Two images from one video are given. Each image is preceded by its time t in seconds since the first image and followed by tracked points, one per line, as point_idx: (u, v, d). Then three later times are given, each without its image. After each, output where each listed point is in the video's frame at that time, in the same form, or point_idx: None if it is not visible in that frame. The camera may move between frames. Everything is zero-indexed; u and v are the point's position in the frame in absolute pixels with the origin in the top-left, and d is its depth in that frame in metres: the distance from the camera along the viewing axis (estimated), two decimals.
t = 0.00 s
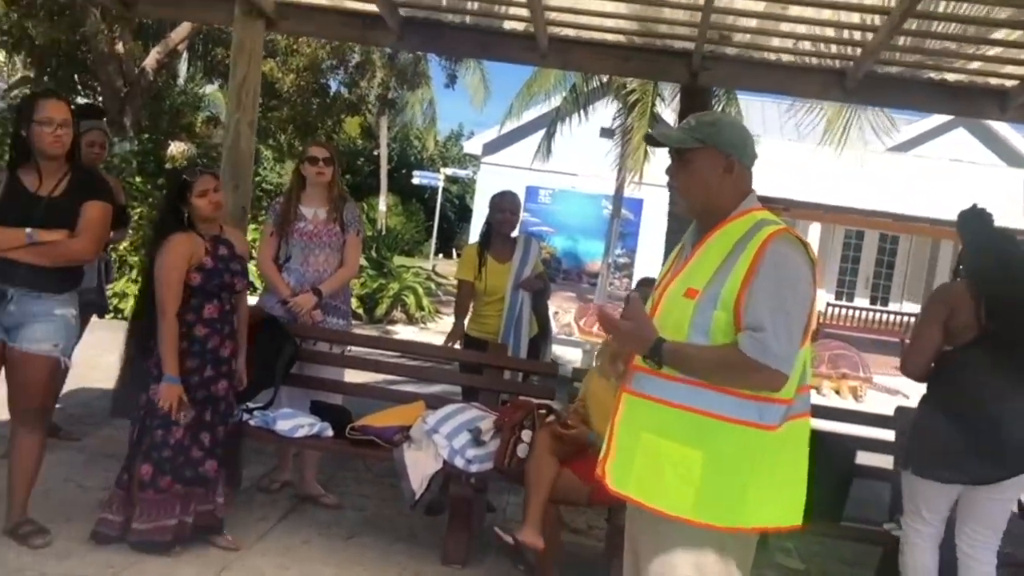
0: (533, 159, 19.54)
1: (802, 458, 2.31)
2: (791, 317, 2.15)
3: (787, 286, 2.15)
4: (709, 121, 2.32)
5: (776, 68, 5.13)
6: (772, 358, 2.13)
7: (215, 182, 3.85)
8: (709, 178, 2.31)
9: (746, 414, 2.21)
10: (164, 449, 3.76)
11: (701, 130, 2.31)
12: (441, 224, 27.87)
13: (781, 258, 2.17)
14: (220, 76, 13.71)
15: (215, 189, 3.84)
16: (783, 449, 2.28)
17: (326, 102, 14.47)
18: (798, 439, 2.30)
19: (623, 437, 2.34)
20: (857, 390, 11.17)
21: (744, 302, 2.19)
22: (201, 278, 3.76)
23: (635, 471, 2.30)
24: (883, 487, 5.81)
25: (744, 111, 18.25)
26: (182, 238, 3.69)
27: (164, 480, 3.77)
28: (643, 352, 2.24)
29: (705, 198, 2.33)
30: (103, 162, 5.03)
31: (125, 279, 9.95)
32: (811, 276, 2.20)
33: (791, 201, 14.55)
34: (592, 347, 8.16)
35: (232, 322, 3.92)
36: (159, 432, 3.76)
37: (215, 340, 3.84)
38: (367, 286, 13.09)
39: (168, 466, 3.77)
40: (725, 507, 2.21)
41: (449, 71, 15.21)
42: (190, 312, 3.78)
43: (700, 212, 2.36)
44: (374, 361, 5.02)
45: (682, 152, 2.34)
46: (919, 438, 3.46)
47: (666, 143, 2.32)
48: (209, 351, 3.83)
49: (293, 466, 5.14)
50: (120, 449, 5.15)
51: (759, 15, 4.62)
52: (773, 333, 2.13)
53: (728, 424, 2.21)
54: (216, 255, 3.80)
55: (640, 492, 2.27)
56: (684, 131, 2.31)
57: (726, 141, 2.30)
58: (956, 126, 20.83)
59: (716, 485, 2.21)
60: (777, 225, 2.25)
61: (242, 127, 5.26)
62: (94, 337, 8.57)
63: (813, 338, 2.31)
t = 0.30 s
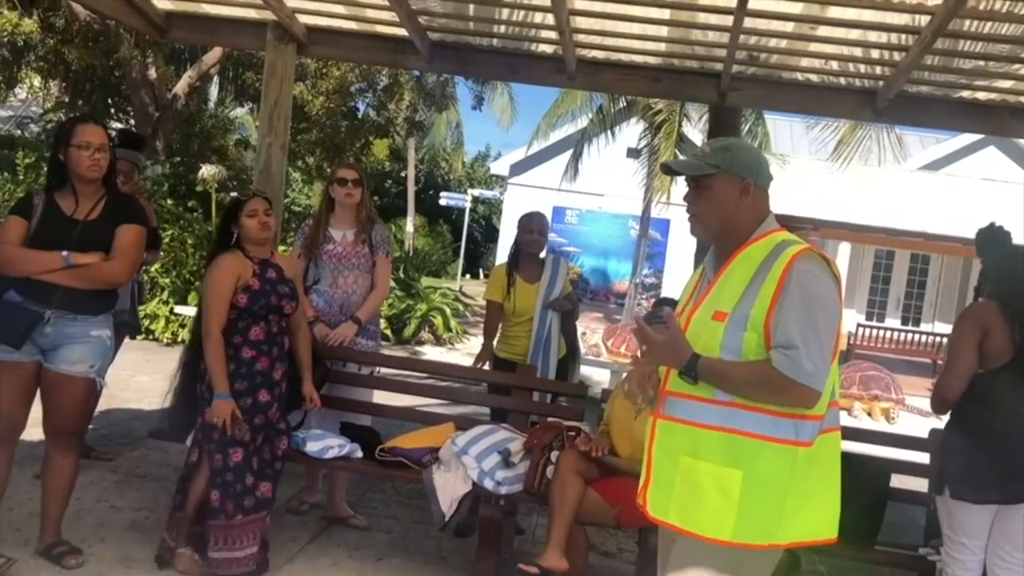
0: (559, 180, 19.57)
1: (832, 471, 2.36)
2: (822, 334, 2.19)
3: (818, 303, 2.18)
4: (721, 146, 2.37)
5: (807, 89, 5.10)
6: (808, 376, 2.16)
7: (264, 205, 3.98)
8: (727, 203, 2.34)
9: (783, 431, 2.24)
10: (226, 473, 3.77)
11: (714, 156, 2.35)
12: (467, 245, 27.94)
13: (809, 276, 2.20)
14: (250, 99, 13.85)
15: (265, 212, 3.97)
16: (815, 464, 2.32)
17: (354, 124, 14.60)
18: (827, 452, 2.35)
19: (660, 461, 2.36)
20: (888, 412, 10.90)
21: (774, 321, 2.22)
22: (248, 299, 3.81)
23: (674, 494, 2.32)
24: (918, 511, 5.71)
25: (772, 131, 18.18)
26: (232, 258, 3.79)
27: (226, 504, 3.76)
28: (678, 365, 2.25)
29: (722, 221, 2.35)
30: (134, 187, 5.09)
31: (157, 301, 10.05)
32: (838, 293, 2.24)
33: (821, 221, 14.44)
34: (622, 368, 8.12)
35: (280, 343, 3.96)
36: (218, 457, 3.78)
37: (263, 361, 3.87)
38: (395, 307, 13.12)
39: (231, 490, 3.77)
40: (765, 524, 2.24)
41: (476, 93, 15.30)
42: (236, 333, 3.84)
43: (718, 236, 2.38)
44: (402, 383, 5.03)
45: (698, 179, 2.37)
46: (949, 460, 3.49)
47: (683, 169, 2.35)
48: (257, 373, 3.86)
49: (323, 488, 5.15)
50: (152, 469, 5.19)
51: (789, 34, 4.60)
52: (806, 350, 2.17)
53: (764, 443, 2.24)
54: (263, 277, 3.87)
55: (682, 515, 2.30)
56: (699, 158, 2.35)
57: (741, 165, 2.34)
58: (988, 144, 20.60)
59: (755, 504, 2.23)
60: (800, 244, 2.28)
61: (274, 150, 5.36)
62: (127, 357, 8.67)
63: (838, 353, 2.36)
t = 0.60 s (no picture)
0: (561, 195, 19.63)
1: (830, 479, 2.34)
2: (813, 343, 2.18)
3: (806, 313, 2.18)
4: (705, 159, 2.37)
5: (807, 102, 5.11)
6: (801, 387, 2.15)
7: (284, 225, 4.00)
8: (711, 216, 2.36)
9: (777, 443, 2.23)
10: (236, 485, 3.80)
11: (699, 167, 2.35)
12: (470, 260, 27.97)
13: (795, 287, 2.19)
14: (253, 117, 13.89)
15: (287, 234, 3.98)
16: (812, 473, 2.30)
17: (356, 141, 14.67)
18: (824, 461, 2.33)
19: (655, 479, 2.36)
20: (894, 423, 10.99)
21: (762, 332, 2.22)
22: (260, 319, 3.86)
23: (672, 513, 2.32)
24: (924, 524, 5.69)
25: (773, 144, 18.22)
26: (245, 277, 3.83)
27: (236, 515, 3.78)
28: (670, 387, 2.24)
29: (708, 233, 2.37)
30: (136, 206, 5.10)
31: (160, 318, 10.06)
32: (825, 300, 2.23)
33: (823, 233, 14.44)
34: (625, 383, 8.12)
35: (291, 361, 4.00)
36: (228, 472, 3.81)
37: (274, 380, 3.91)
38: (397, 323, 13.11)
39: (242, 502, 3.79)
40: (765, 538, 2.23)
41: (478, 108, 15.36)
42: (248, 352, 3.87)
43: (700, 247, 2.40)
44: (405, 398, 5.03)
45: (684, 192, 2.37)
46: (954, 472, 3.48)
47: (667, 182, 2.34)
48: (271, 391, 3.90)
49: (326, 504, 5.15)
50: (156, 487, 5.19)
51: (789, 48, 4.62)
52: (797, 359, 2.15)
53: (758, 456, 2.23)
54: (275, 299, 3.90)
55: (681, 532, 2.29)
56: (684, 170, 2.35)
57: (725, 176, 2.36)
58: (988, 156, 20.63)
59: (754, 518, 2.22)
60: (784, 254, 2.28)
61: (276, 167, 5.39)
62: (131, 374, 8.68)
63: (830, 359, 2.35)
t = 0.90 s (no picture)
0: (550, 201, 19.65)
1: (773, 492, 2.33)
2: (756, 357, 2.17)
3: (750, 327, 2.17)
4: (679, 159, 2.36)
5: (792, 106, 5.12)
6: (739, 401, 2.15)
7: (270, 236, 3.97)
8: (683, 216, 2.36)
9: (716, 455, 2.24)
10: (228, 494, 3.80)
11: (674, 166, 2.35)
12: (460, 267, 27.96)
13: (741, 299, 2.19)
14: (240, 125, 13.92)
15: (275, 245, 3.95)
16: (752, 486, 2.30)
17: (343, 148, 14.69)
18: (767, 473, 2.33)
19: (601, 478, 2.41)
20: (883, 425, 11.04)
21: (706, 341, 2.23)
22: (245, 328, 3.85)
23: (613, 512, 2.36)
24: (913, 526, 5.70)
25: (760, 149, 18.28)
26: (230, 287, 3.82)
27: (229, 526, 3.81)
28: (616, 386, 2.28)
29: (677, 235, 2.38)
30: (122, 217, 5.08)
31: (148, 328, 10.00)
32: (774, 312, 2.22)
33: (811, 237, 14.48)
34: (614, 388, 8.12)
35: (280, 370, 3.99)
36: (220, 482, 3.80)
37: (260, 389, 3.90)
38: (387, 331, 13.05)
39: (232, 513, 3.81)
40: (697, 548, 2.24)
41: (466, 116, 15.36)
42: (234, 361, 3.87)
43: (667, 247, 2.41)
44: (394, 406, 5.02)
45: (656, 190, 2.36)
46: (965, 477, 3.44)
47: (641, 179, 2.33)
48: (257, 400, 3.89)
49: (315, 514, 5.12)
50: (144, 499, 5.15)
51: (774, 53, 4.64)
52: (738, 373, 2.15)
53: (696, 466, 2.24)
54: (261, 308, 3.88)
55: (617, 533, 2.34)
56: (658, 168, 2.34)
57: (698, 179, 2.35)
58: (974, 158, 20.75)
59: (688, 528, 2.24)
60: (740, 262, 2.27)
61: (262, 176, 5.37)
62: (118, 386, 8.63)
63: (780, 372, 2.34)
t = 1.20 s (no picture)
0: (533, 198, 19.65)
1: (714, 497, 2.27)
2: (689, 360, 2.10)
3: (684, 328, 2.11)
4: (637, 151, 2.29)
5: (771, 101, 5.14)
6: (669, 405, 2.09)
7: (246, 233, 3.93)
8: (636, 211, 2.29)
9: (649, 458, 2.19)
10: (196, 493, 3.78)
11: (629, 159, 2.28)
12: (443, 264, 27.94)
13: (677, 299, 2.12)
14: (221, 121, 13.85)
15: (249, 244, 3.91)
16: (691, 490, 2.24)
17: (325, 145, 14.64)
18: (708, 478, 2.27)
19: (543, 478, 2.38)
20: (865, 420, 11.16)
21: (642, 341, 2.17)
22: (220, 325, 3.84)
23: (551, 511, 2.33)
24: (893, 519, 5.75)
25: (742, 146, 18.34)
26: (206, 282, 3.82)
27: (195, 524, 3.79)
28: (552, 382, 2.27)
29: (629, 230, 2.31)
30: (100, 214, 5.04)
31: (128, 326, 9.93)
32: (713, 313, 2.15)
33: (792, 233, 14.57)
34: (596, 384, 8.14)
35: (256, 368, 3.97)
36: (189, 479, 3.78)
37: (236, 386, 3.89)
38: (369, 328, 13.00)
39: (199, 511, 3.79)
40: (631, 553, 2.20)
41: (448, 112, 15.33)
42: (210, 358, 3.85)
43: (617, 241, 2.35)
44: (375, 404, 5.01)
45: (610, 183, 2.30)
46: (976, 473, 3.39)
47: (593, 169, 2.27)
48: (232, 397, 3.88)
49: (297, 512, 5.10)
50: (123, 498, 5.12)
51: (754, 50, 4.65)
52: (669, 376, 2.09)
53: (629, 469, 2.20)
54: (236, 304, 3.87)
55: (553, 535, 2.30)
56: (612, 161, 2.27)
57: (654, 173, 2.28)
58: (954, 154, 20.92)
59: (621, 531, 2.19)
60: (683, 261, 2.20)
61: (241, 173, 5.35)
62: (98, 385, 8.56)
63: (724, 375, 2.27)
